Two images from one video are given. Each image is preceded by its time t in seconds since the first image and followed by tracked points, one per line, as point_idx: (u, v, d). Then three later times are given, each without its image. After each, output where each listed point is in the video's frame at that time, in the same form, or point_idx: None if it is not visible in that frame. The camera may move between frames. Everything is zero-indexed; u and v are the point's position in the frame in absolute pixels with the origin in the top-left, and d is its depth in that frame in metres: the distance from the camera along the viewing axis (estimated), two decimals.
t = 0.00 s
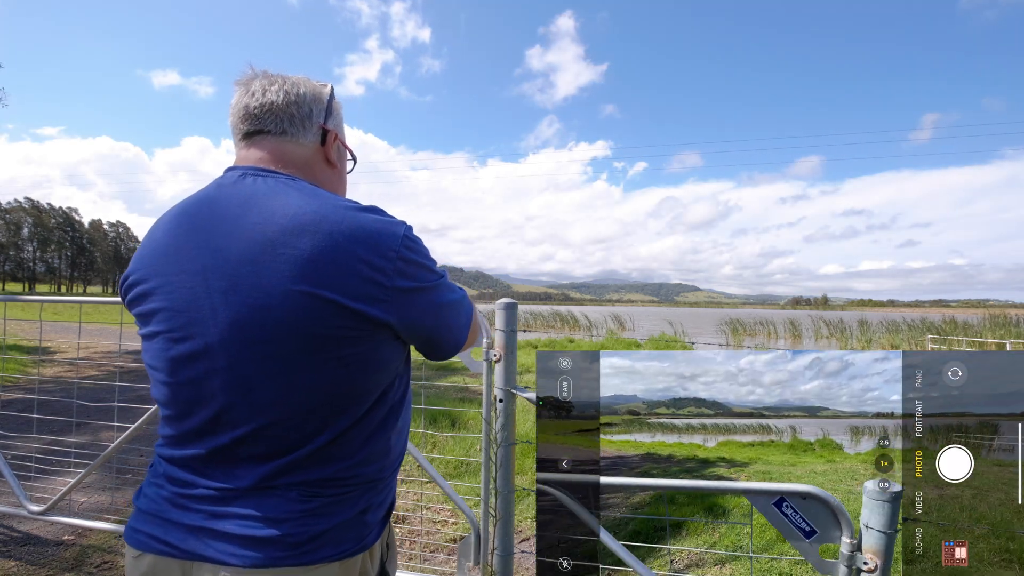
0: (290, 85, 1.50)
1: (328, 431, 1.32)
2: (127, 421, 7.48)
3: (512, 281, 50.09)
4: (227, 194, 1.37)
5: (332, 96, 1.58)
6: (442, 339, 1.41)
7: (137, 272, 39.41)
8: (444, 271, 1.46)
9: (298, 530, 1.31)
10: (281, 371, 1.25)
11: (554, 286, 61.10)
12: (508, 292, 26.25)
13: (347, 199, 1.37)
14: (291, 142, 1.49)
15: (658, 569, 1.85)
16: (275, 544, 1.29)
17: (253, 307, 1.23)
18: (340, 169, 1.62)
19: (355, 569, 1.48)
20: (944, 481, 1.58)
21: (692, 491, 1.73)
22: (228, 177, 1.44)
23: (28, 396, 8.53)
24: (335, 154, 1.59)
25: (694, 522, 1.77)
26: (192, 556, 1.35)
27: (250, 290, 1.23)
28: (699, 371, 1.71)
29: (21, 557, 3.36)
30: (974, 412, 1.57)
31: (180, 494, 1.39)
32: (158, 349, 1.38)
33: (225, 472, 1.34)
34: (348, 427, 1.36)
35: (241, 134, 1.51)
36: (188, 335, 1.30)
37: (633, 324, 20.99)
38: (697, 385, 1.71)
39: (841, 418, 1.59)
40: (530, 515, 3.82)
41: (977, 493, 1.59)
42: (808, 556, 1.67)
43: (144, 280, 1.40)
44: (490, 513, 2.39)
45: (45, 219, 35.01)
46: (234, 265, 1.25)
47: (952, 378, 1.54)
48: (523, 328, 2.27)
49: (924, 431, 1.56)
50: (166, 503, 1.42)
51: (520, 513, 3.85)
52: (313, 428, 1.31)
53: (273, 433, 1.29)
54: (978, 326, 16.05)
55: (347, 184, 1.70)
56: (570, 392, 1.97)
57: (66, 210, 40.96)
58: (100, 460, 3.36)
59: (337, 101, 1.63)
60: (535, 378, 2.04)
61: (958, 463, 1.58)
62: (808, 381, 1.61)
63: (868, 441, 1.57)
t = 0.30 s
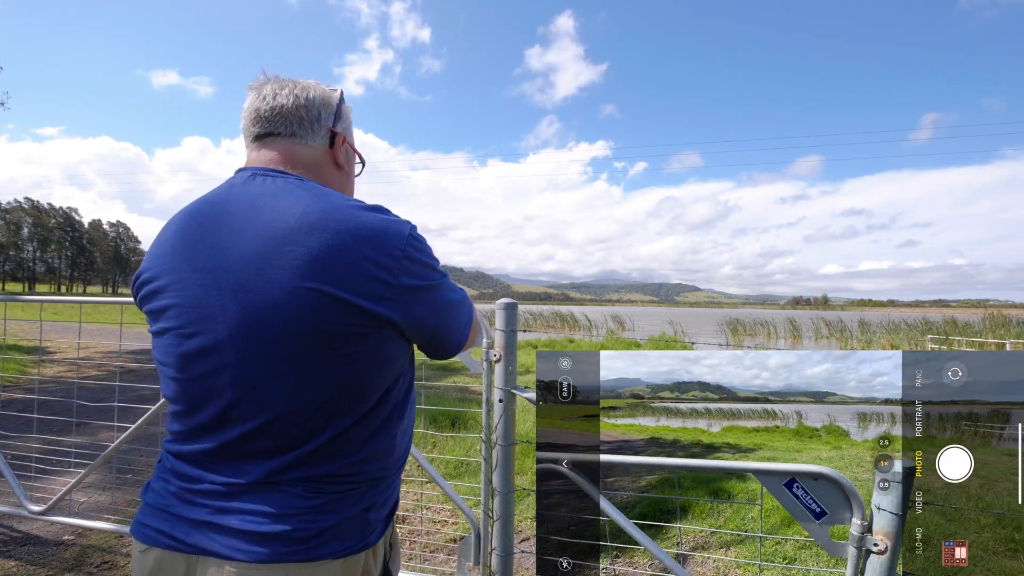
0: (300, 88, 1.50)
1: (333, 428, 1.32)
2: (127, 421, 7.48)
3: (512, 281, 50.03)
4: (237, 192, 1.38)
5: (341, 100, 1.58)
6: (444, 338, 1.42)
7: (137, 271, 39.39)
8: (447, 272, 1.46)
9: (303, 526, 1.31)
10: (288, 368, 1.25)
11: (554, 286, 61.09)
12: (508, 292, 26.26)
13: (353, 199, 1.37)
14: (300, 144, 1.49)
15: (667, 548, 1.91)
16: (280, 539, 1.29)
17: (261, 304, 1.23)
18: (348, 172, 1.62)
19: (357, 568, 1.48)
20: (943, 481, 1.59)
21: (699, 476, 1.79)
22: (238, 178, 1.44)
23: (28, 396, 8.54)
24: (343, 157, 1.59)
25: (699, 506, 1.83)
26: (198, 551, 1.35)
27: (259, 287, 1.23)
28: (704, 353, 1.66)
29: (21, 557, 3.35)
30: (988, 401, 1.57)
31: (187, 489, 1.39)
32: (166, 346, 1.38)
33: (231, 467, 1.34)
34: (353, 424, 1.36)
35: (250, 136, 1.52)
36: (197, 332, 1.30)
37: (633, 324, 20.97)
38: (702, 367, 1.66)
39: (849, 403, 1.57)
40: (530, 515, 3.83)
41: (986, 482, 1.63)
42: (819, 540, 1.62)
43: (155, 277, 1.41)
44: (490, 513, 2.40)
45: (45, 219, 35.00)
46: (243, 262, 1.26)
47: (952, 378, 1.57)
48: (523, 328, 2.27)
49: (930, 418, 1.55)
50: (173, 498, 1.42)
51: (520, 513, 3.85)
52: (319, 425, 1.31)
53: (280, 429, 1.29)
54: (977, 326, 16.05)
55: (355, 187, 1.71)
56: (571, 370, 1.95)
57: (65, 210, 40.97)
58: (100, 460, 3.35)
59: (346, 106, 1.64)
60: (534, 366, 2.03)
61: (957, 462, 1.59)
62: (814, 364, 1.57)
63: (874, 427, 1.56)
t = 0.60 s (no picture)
0: (310, 91, 1.50)
1: (336, 428, 1.32)
2: (127, 421, 7.48)
3: (512, 281, 50.02)
4: (244, 193, 1.38)
5: (350, 103, 1.59)
6: (447, 339, 1.43)
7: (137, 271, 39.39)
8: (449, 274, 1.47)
9: (307, 524, 1.31)
10: (292, 368, 1.25)
11: (554, 286, 61.06)
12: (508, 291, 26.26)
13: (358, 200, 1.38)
14: (308, 146, 1.49)
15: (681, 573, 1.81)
16: (283, 537, 1.29)
17: (267, 303, 1.23)
18: (356, 174, 1.62)
19: (360, 568, 1.48)
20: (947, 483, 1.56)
21: (716, 496, 1.68)
22: (247, 178, 1.45)
23: (28, 396, 8.55)
24: (351, 159, 1.59)
25: (716, 528, 1.72)
26: (202, 548, 1.35)
27: (264, 287, 1.24)
28: (718, 379, 1.64)
29: (21, 557, 3.35)
30: (1012, 412, 1.51)
31: (192, 487, 1.39)
32: (173, 344, 1.39)
33: (237, 466, 1.34)
34: (356, 424, 1.36)
35: (259, 138, 1.52)
36: (203, 330, 1.30)
37: (633, 324, 20.97)
38: (718, 393, 1.63)
39: (864, 420, 1.55)
40: (530, 515, 3.82)
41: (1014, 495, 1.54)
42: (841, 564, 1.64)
43: (163, 275, 1.41)
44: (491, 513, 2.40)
45: (45, 219, 35.00)
46: (249, 262, 1.26)
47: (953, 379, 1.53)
48: (523, 327, 2.27)
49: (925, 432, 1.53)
50: (177, 495, 1.42)
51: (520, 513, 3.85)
52: (322, 424, 1.31)
53: (284, 428, 1.29)
54: (977, 326, 16.05)
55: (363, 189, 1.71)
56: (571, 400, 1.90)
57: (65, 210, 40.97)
58: (100, 460, 3.35)
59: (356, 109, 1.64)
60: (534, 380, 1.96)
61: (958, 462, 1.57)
62: (827, 384, 1.55)
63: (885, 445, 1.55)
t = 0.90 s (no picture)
0: (316, 94, 1.50)
1: (339, 429, 1.32)
2: (128, 421, 7.49)
3: (512, 281, 50.05)
4: (249, 194, 1.38)
5: (357, 105, 1.59)
6: (450, 340, 1.43)
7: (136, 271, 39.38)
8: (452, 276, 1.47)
9: (311, 524, 1.31)
10: (297, 369, 1.25)
11: (554, 286, 61.05)
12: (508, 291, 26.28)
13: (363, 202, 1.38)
14: (313, 148, 1.49)
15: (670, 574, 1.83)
16: (287, 536, 1.29)
17: (271, 304, 1.23)
18: (361, 176, 1.62)
19: (363, 567, 1.47)
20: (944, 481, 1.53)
21: (709, 497, 1.69)
22: (252, 179, 1.45)
23: (29, 396, 8.56)
24: (357, 161, 1.59)
25: (708, 528, 1.74)
26: (206, 547, 1.35)
27: (269, 287, 1.24)
28: (714, 379, 1.62)
29: (21, 557, 3.35)
30: (995, 417, 1.50)
31: (196, 486, 1.39)
32: (178, 344, 1.38)
33: (241, 465, 1.34)
34: (360, 425, 1.36)
35: (266, 140, 1.52)
36: (209, 330, 1.30)
37: (633, 324, 20.96)
38: (712, 394, 1.62)
39: (857, 424, 1.54)
40: (530, 515, 3.82)
41: (1003, 500, 1.52)
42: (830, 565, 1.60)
43: (168, 275, 1.41)
44: (490, 513, 2.40)
45: (44, 219, 35.00)
46: (254, 263, 1.26)
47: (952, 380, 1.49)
48: (523, 327, 2.27)
49: (926, 434, 1.51)
50: (183, 494, 1.42)
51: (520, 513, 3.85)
52: (327, 425, 1.30)
53: (289, 428, 1.29)
54: (977, 326, 16.06)
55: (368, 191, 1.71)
56: (572, 399, 1.89)
57: (65, 211, 40.97)
58: (100, 460, 3.35)
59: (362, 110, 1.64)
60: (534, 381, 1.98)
61: (957, 462, 1.53)
62: (822, 388, 1.54)
63: (882, 446, 1.53)
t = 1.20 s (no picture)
0: (320, 96, 1.50)
1: (342, 429, 1.32)
2: (128, 421, 7.49)
3: (512, 281, 50.04)
4: (252, 196, 1.39)
5: (360, 107, 1.59)
6: (452, 341, 1.43)
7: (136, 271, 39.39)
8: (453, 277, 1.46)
9: (314, 523, 1.31)
10: (300, 369, 1.26)
11: (554, 285, 61.05)
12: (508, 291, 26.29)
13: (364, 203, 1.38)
14: (316, 150, 1.49)
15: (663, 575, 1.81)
16: (290, 535, 1.29)
17: (274, 304, 1.23)
18: (364, 178, 1.62)
19: (366, 567, 1.47)
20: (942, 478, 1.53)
21: (700, 496, 1.66)
22: (255, 182, 1.45)
23: (28, 396, 8.56)
24: (359, 162, 1.59)
25: (701, 528, 1.71)
26: (210, 546, 1.35)
27: (272, 288, 1.24)
28: (706, 377, 1.62)
29: (21, 557, 3.35)
30: (983, 414, 1.53)
31: (199, 485, 1.39)
32: (182, 344, 1.39)
33: (244, 465, 1.34)
34: (363, 425, 1.36)
35: (269, 142, 1.52)
36: (212, 331, 1.30)
37: (633, 324, 20.95)
38: (705, 392, 1.62)
39: (849, 421, 1.52)
40: (530, 515, 3.82)
41: (991, 495, 1.54)
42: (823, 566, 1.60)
43: (172, 276, 1.42)
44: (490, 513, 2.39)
45: (44, 219, 35.01)
46: (257, 263, 1.26)
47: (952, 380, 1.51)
48: (523, 327, 2.27)
49: (931, 433, 1.50)
50: (186, 493, 1.42)
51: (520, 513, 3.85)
52: (329, 425, 1.30)
53: (291, 428, 1.29)
54: (977, 325, 16.07)
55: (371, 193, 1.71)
56: (571, 398, 1.89)
57: (64, 211, 40.97)
58: (99, 460, 3.34)
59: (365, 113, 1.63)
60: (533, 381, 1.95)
61: (957, 462, 1.53)
62: (814, 386, 1.54)
63: (878, 445, 1.52)
